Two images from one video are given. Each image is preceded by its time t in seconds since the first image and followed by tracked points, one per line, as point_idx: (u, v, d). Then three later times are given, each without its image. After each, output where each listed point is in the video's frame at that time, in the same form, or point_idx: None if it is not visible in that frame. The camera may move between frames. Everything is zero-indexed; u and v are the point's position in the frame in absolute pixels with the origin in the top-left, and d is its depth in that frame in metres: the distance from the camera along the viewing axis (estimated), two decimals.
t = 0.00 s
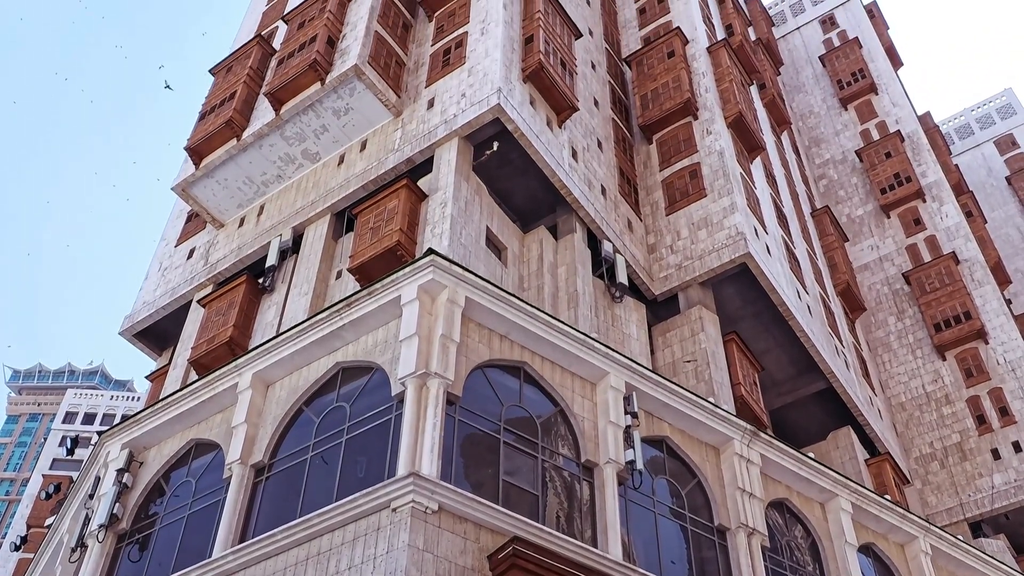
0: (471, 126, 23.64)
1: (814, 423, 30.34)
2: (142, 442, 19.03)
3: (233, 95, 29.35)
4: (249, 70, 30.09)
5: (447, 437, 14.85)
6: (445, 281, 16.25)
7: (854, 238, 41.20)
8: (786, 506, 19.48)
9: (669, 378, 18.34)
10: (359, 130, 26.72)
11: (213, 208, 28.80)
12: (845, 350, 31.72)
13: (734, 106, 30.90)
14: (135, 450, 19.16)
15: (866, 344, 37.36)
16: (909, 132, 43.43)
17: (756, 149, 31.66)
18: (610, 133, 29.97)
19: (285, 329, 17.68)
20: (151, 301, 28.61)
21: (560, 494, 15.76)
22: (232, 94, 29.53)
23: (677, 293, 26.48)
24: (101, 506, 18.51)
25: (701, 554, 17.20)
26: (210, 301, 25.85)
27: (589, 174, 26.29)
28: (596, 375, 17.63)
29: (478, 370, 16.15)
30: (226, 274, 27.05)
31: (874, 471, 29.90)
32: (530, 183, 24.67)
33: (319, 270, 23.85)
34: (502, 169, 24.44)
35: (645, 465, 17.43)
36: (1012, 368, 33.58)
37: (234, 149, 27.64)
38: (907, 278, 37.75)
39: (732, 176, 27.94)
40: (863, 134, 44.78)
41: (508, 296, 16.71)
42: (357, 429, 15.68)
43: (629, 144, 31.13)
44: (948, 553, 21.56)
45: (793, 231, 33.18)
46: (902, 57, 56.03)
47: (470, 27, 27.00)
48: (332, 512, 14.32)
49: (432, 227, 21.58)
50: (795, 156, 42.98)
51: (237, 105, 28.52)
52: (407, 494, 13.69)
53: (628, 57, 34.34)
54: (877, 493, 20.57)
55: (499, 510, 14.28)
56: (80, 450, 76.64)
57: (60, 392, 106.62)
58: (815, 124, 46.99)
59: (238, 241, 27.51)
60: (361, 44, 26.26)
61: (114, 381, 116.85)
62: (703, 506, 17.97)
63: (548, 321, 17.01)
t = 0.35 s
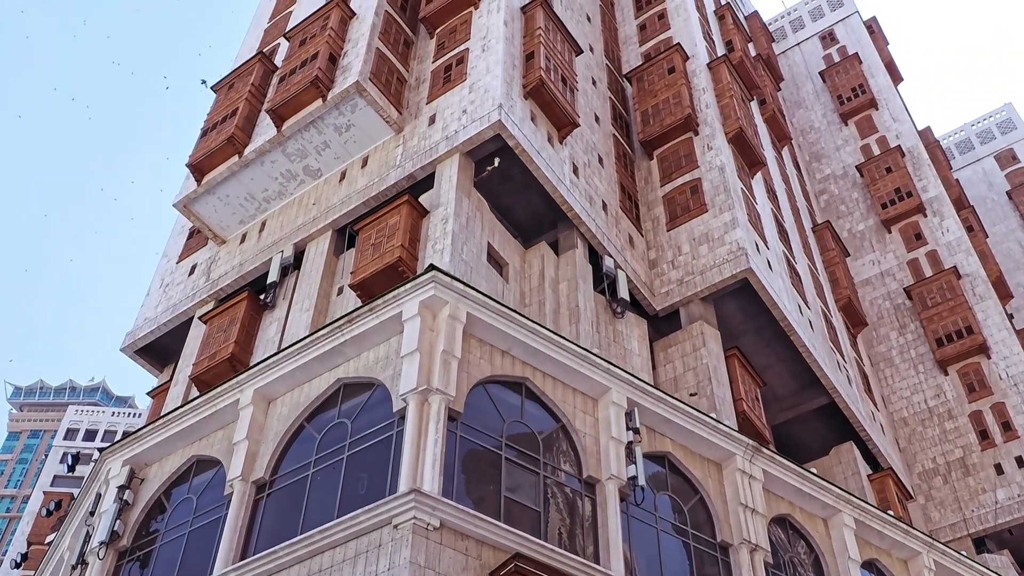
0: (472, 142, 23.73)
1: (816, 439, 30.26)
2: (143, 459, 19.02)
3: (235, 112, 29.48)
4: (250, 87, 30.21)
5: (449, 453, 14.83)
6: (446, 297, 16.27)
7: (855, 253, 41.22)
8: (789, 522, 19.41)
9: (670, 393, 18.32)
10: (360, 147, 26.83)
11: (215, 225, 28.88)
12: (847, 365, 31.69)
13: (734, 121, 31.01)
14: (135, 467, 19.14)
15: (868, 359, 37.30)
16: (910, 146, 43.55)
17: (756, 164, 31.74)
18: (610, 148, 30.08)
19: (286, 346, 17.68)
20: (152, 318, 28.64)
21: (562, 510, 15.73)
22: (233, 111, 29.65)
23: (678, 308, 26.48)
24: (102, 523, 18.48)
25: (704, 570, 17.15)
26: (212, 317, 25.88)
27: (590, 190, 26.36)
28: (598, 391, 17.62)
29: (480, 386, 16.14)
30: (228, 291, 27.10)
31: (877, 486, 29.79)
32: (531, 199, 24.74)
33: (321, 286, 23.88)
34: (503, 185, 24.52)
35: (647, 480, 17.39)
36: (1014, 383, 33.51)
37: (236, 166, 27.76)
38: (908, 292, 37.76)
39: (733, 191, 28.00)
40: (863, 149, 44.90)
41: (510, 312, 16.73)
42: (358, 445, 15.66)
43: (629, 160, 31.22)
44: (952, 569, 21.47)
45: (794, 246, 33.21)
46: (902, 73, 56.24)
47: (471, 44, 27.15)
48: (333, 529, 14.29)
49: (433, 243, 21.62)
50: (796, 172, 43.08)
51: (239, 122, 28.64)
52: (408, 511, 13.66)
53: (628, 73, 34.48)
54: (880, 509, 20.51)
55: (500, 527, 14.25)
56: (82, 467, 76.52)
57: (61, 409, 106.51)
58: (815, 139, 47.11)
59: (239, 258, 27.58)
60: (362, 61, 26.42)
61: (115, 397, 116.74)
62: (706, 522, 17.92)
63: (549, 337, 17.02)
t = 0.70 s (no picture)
0: (473, 157, 23.80)
1: (817, 453, 30.19)
2: (142, 474, 18.98)
3: (235, 127, 29.56)
4: (251, 102, 30.31)
5: (449, 468, 14.80)
6: (447, 312, 16.30)
7: (856, 267, 41.24)
8: (791, 537, 19.34)
9: (671, 408, 18.31)
10: (361, 161, 26.92)
11: (215, 240, 28.93)
12: (848, 379, 31.65)
13: (734, 136, 31.10)
14: (135, 482, 19.10)
15: (869, 373, 37.26)
16: (910, 161, 43.65)
17: (756, 179, 31.81)
18: (611, 163, 30.16)
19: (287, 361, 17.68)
20: (152, 332, 28.65)
21: (563, 524, 15.69)
22: (234, 126, 29.73)
23: (679, 323, 26.49)
24: (101, 538, 18.43)
25: None
26: (212, 332, 25.87)
27: (591, 205, 26.42)
28: (598, 406, 17.60)
29: (480, 401, 16.12)
30: (228, 305, 27.12)
31: (878, 501, 29.69)
32: (532, 214, 24.80)
33: (321, 301, 23.90)
34: (503, 200, 24.58)
35: (648, 495, 17.35)
36: (1016, 397, 33.47)
37: (237, 181, 27.84)
38: (909, 306, 37.77)
39: (733, 206, 28.05)
40: (863, 163, 45.02)
41: (510, 327, 16.73)
42: (359, 460, 15.63)
43: (629, 174, 31.29)
44: None
45: (794, 260, 33.25)
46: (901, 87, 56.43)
47: (472, 59, 27.28)
48: (334, 545, 14.25)
49: (433, 258, 21.66)
50: (796, 186, 43.16)
51: (240, 137, 28.73)
52: (408, 527, 13.62)
53: (628, 88, 34.60)
54: (882, 523, 20.46)
55: (500, 542, 14.22)
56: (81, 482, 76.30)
57: (61, 424, 106.29)
58: (815, 153, 47.21)
59: (240, 272, 27.62)
60: (363, 76, 26.55)
61: (115, 412, 116.53)
62: (707, 537, 17.87)
63: (550, 351, 17.01)
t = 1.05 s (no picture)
0: (471, 172, 23.86)
1: (816, 469, 30.12)
2: (139, 490, 18.91)
3: (234, 143, 29.63)
4: (251, 118, 30.40)
5: (447, 483, 14.76)
6: (445, 327, 16.31)
7: (854, 283, 41.28)
8: (789, 554, 19.29)
9: (669, 424, 18.29)
10: (359, 177, 27.01)
11: (214, 255, 28.96)
12: (847, 395, 31.63)
13: (732, 152, 31.21)
14: (132, 498, 19.03)
15: (868, 389, 37.23)
16: (907, 177, 43.80)
17: (754, 195, 31.91)
18: (609, 179, 30.25)
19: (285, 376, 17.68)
20: (150, 347, 28.63)
21: (561, 541, 15.65)
22: (233, 142, 29.81)
23: (677, 338, 26.50)
24: (98, 554, 18.35)
25: None
26: (210, 347, 25.86)
27: (589, 221, 26.49)
28: (596, 422, 17.58)
29: (478, 417, 16.11)
30: (226, 320, 27.12)
31: (878, 517, 29.60)
32: (530, 230, 24.85)
33: (319, 316, 23.89)
34: (502, 216, 24.63)
35: (647, 511, 17.30)
36: (1014, 414, 33.44)
37: (236, 197, 27.90)
38: (907, 322, 37.78)
39: (731, 222, 28.12)
40: (861, 180, 45.17)
41: (508, 343, 16.74)
42: (357, 476, 15.59)
43: (628, 190, 31.37)
44: None
45: (792, 276, 33.30)
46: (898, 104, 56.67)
47: (470, 75, 27.41)
48: (331, 560, 14.18)
49: (432, 273, 21.69)
50: (794, 202, 43.26)
51: (239, 152, 28.80)
52: (406, 543, 13.57)
53: (627, 104, 34.73)
54: (880, 540, 20.43)
55: (498, 558, 14.17)
56: (78, 497, 76.02)
57: (58, 439, 105.90)
58: (813, 170, 47.35)
59: (238, 287, 27.63)
60: (362, 92, 26.65)
61: (112, 427, 116.18)
62: (705, 554, 17.82)
63: (548, 367, 17.01)
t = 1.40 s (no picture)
0: (469, 188, 23.92)
1: (812, 486, 30.04)
2: (134, 505, 18.83)
3: (232, 157, 29.68)
4: (248, 133, 30.44)
5: (443, 500, 14.73)
6: (441, 343, 16.31)
7: (850, 300, 41.33)
8: (786, 571, 19.24)
9: (666, 440, 18.28)
10: (357, 193, 27.08)
11: (211, 270, 28.96)
12: (843, 412, 31.61)
13: (729, 169, 31.32)
14: (126, 513, 18.95)
15: (864, 406, 37.21)
16: (903, 195, 43.96)
17: (751, 212, 32.00)
18: (606, 195, 30.34)
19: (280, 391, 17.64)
20: (146, 362, 28.57)
21: (557, 558, 15.61)
22: (231, 156, 29.85)
23: (674, 355, 26.50)
24: (91, 570, 18.24)
25: None
26: (206, 362, 25.80)
27: (586, 237, 26.55)
28: (593, 438, 17.56)
29: (474, 433, 16.08)
30: (222, 335, 27.09)
31: (874, 534, 29.51)
32: (527, 246, 24.90)
33: (315, 331, 23.88)
34: (498, 232, 24.68)
35: (643, 529, 17.26)
36: (1010, 431, 33.45)
37: (233, 211, 27.94)
38: (904, 340, 37.80)
39: (728, 239, 28.19)
40: (857, 197, 45.34)
41: (505, 359, 16.74)
42: (352, 492, 15.55)
43: (625, 207, 31.44)
44: None
45: (789, 292, 33.36)
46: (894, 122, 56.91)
47: (468, 92, 27.53)
48: None
49: (428, 289, 21.71)
50: (790, 219, 43.38)
51: (236, 167, 28.83)
52: (401, 560, 13.52)
53: (624, 121, 34.87)
54: (877, 558, 20.41)
55: None
56: (72, 513, 75.66)
57: (53, 453, 105.40)
58: (809, 187, 47.51)
59: (234, 302, 27.62)
60: (359, 108, 26.76)
61: (107, 442, 115.69)
62: (701, 572, 17.80)
63: (544, 384, 17.00)
